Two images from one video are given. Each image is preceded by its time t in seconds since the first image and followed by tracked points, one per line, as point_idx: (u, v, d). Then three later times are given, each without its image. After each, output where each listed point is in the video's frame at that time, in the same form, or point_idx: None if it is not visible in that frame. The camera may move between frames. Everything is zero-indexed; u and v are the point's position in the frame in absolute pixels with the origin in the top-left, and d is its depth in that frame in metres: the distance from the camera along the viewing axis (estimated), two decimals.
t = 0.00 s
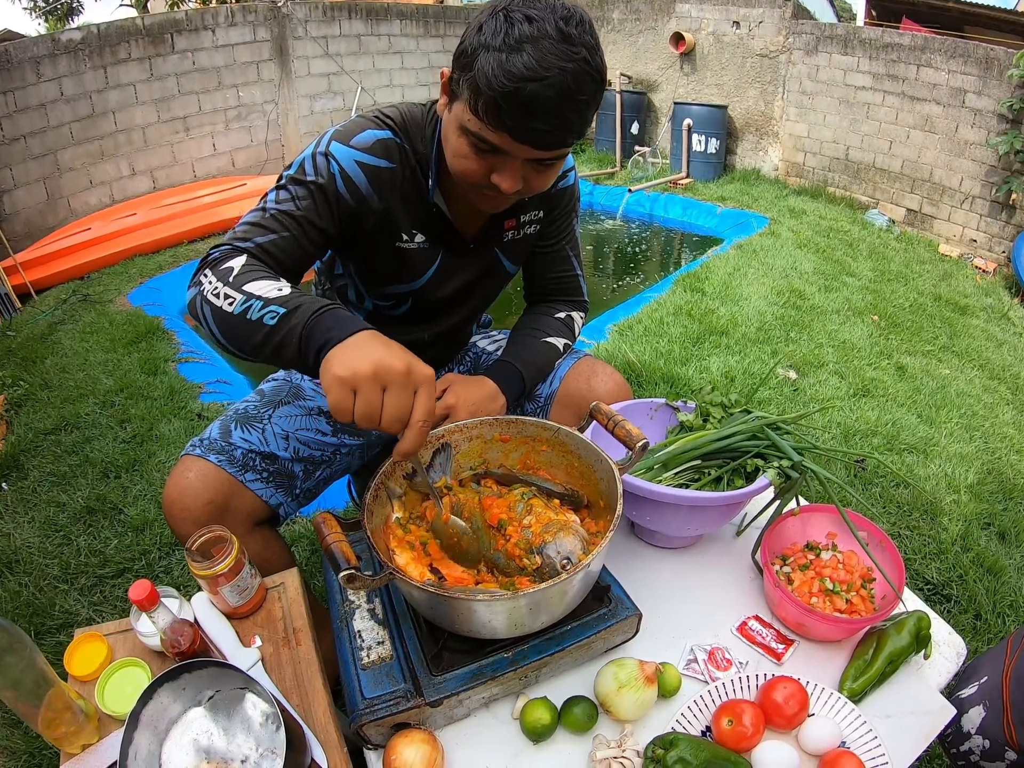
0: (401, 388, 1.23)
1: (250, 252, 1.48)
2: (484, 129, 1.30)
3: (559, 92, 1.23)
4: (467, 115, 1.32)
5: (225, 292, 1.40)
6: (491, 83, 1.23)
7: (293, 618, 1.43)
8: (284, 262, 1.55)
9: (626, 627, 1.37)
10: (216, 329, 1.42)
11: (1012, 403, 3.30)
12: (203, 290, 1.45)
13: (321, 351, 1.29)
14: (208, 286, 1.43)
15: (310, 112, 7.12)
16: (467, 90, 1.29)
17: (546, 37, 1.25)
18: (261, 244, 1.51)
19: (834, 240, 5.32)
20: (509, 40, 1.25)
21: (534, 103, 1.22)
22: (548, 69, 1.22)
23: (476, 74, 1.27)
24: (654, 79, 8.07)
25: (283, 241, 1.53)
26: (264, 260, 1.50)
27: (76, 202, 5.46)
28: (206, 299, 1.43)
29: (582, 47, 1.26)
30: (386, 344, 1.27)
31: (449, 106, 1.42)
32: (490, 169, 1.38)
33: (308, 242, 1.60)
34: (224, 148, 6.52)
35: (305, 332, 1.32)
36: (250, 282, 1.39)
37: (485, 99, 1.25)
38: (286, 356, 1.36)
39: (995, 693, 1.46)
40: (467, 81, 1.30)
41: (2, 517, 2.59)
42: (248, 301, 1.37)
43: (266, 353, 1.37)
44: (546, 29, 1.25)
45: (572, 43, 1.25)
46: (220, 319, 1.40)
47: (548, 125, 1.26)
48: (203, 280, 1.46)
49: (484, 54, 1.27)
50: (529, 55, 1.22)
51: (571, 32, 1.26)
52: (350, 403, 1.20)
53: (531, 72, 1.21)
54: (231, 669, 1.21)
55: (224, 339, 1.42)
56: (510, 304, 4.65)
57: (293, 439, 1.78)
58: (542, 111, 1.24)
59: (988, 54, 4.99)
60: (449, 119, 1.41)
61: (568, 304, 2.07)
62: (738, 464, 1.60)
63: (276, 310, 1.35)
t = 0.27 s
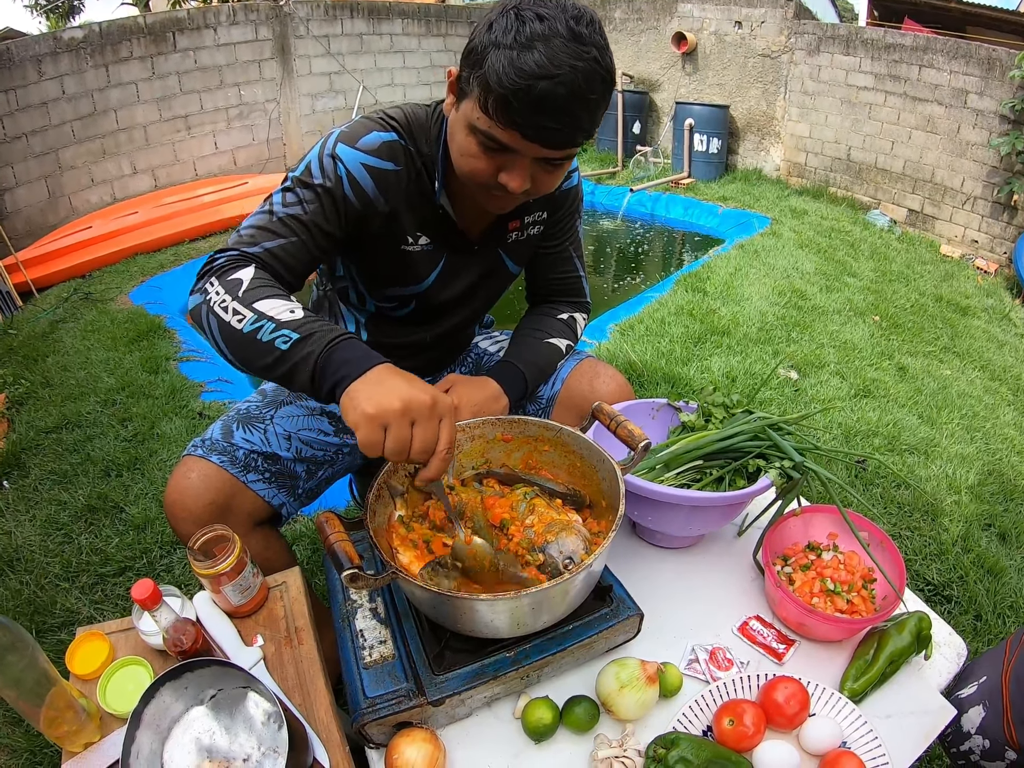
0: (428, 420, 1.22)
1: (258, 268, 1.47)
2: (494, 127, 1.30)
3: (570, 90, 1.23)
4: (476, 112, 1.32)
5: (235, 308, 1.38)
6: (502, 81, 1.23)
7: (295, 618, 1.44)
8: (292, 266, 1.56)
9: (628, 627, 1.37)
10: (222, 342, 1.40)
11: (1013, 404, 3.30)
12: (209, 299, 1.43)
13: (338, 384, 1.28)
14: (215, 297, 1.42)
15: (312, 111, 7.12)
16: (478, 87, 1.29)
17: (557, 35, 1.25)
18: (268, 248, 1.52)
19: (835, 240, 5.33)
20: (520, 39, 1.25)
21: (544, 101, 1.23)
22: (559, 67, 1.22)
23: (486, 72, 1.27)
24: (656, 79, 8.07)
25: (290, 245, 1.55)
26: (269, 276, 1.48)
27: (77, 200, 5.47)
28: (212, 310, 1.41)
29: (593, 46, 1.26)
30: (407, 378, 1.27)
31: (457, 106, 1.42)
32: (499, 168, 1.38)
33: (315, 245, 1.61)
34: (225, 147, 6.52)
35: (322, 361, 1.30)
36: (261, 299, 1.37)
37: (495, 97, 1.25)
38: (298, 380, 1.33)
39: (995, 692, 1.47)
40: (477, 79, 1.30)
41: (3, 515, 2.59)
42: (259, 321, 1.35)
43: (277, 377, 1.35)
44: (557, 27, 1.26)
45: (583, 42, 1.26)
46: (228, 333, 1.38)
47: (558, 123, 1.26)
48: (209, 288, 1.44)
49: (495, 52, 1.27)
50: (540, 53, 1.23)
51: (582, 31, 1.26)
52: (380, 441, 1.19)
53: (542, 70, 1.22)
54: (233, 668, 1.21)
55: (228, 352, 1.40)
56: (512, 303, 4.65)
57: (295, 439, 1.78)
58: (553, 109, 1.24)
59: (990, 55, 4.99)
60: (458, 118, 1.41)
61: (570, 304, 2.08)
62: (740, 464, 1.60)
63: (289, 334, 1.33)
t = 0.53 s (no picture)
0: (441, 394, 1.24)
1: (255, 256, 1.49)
2: (492, 122, 1.30)
3: (568, 83, 1.23)
4: (474, 108, 1.31)
5: (232, 296, 1.39)
6: (499, 75, 1.24)
7: (296, 615, 1.44)
8: (286, 263, 1.55)
9: (629, 626, 1.37)
10: (220, 332, 1.41)
11: (1014, 405, 3.30)
12: (204, 291, 1.43)
13: (344, 362, 1.29)
14: (211, 288, 1.43)
15: (314, 109, 7.11)
16: (475, 82, 1.29)
17: (554, 28, 1.25)
18: (263, 245, 1.51)
19: (837, 241, 5.32)
20: (517, 33, 1.25)
21: (543, 94, 1.23)
22: (557, 60, 1.22)
23: (484, 67, 1.27)
24: (658, 79, 8.07)
25: (286, 242, 1.54)
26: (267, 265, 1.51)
27: (79, 198, 5.47)
28: (207, 300, 1.42)
29: (590, 39, 1.27)
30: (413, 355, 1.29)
31: (455, 103, 1.42)
32: (499, 165, 1.38)
33: (311, 243, 1.60)
34: (227, 145, 6.52)
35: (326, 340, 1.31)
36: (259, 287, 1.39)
37: (493, 91, 1.25)
38: (300, 362, 1.34)
39: (995, 693, 1.47)
40: (474, 74, 1.30)
41: (4, 513, 2.60)
42: (258, 306, 1.36)
43: (278, 363, 1.36)
44: (555, 20, 1.26)
45: (581, 35, 1.26)
46: (226, 323, 1.39)
47: (557, 116, 1.26)
48: (203, 280, 1.45)
49: (492, 46, 1.27)
50: (538, 46, 1.23)
51: (579, 24, 1.27)
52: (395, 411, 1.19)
53: (540, 63, 1.22)
54: (235, 665, 1.21)
55: (227, 342, 1.41)
56: (513, 303, 4.65)
57: (298, 437, 1.79)
58: (551, 103, 1.24)
59: (993, 57, 4.99)
60: (456, 116, 1.41)
61: (572, 304, 2.08)
62: (742, 464, 1.61)
63: (290, 317, 1.34)
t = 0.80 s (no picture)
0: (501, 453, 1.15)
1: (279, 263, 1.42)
2: (489, 123, 1.30)
3: (564, 83, 1.23)
4: (470, 108, 1.31)
5: (261, 305, 1.30)
6: (495, 76, 1.23)
7: (294, 613, 1.44)
8: (312, 257, 1.54)
9: (626, 625, 1.37)
10: (237, 339, 1.32)
11: (1014, 407, 3.29)
12: (225, 290, 1.35)
13: (389, 406, 1.19)
14: (234, 289, 1.35)
15: (316, 108, 7.11)
16: (471, 83, 1.29)
17: (550, 28, 1.25)
18: (291, 238, 1.49)
19: (838, 243, 5.32)
20: (513, 33, 1.25)
21: (539, 94, 1.23)
22: (553, 60, 1.22)
23: (479, 68, 1.27)
24: (660, 79, 8.06)
25: (310, 235, 1.52)
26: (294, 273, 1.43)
27: (81, 195, 5.47)
28: (229, 301, 1.34)
29: (587, 39, 1.26)
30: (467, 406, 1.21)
31: (451, 103, 1.42)
32: (495, 166, 1.38)
33: (333, 236, 1.60)
34: (229, 144, 6.52)
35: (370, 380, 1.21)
36: (294, 300, 1.31)
37: (489, 92, 1.25)
38: (332, 393, 1.24)
39: (994, 694, 1.46)
40: (470, 75, 1.30)
41: (4, 509, 2.60)
42: (290, 321, 1.28)
43: (308, 390, 1.25)
44: (551, 20, 1.25)
45: (577, 35, 1.26)
46: (250, 332, 1.30)
47: (553, 117, 1.26)
48: (226, 278, 1.37)
49: (488, 47, 1.27)
50: (533, 46, 1.23)
51: (575, 24, 1.26)
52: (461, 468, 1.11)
53: (536, 64, 1.22)
54: (233, 662, 1.20)
55: (246, 356, 1.31)
56: (514, 303, 4.65)
57: (296, 435, 1.78)
58: (547, 103, 1.24)
59: (995, 59, 4.99)
60: (452, 116, 1.41)
61: (572, 303, 2.08)
62: (741, 464, 1.60)
63: (327, 342, 1.24)
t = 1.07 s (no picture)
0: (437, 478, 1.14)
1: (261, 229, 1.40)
2: (501, 125, 1.30)
3: (579, 89, 1.23)
4: (483, 109, 1.31)
5: (235, 271, 1.28)
6: (510, 78, 1.23)
7: (292, 609, 1.43)
8: (297, 227, 1.51)
9: (625, 623, 1.36)
10: (207, 303, 1.29)
11: (1015, 407, 3.29)
12: (202, 251, 1.33)
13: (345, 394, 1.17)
14: (212, 251, 1.33)
15: (316, 106, 7.11)
16: (484, 84, 1.28)
17: (566, 32, 1.24)
18: (278, 207, 1.47)
19: (839, 242, 5.31)
20: (528, 35, 1.24)
21: (553, 99, 1.22)
22: (568, 65, 1.22)
23: (493, 69, 1.26)
24: (661, 79, 8.05)
25: (301, 209, 1.51)
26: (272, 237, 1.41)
27: (81, 194, 5.47)
28: (205, 263, 1.31)
29: (602, 44, 1.26)
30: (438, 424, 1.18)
31: (462, 103, 1.41)
32: (505, 167, 1.38)
33: (324, 215, 1.58)
34: (229, 142, 6.52)
35: (331, 364, 1.19)
36: (270, 268, 1.28)
37: (502, 94, 1.25)
38: (296, 371, 1.21)
39: (993, 694, 1.46)
40: (483, 75, 1.29)
41: (4, 507, 2.59)
42: (263, 291, 1.25)
43: (274, 366, 1.23)
44: (566, 24, 1.25)
45: (592, 40, 1.25)
46: (221, 297, 1.28)
47: (567, 121, 1.26)
48: (205, 238, 1.36)
49: (503, 49, 1.26)
50: (549, 50, 1.22)
51: (591, 29, 1.26)
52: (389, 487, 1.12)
53: (551, 68, 1.21)
54: (230, 659, 1.20)
55: (215, 320, 1.29)
56: (514, 302, 4.65)
57: (295, 434, 1.78)
58: (562, 108, 1.24)
59: (996, 58, 4.97)
60: (462, 115, 1.40)
61: (573, 302, 2.07)
62: (740, 462, 1.60)
63: (295, 317, 1.22)
